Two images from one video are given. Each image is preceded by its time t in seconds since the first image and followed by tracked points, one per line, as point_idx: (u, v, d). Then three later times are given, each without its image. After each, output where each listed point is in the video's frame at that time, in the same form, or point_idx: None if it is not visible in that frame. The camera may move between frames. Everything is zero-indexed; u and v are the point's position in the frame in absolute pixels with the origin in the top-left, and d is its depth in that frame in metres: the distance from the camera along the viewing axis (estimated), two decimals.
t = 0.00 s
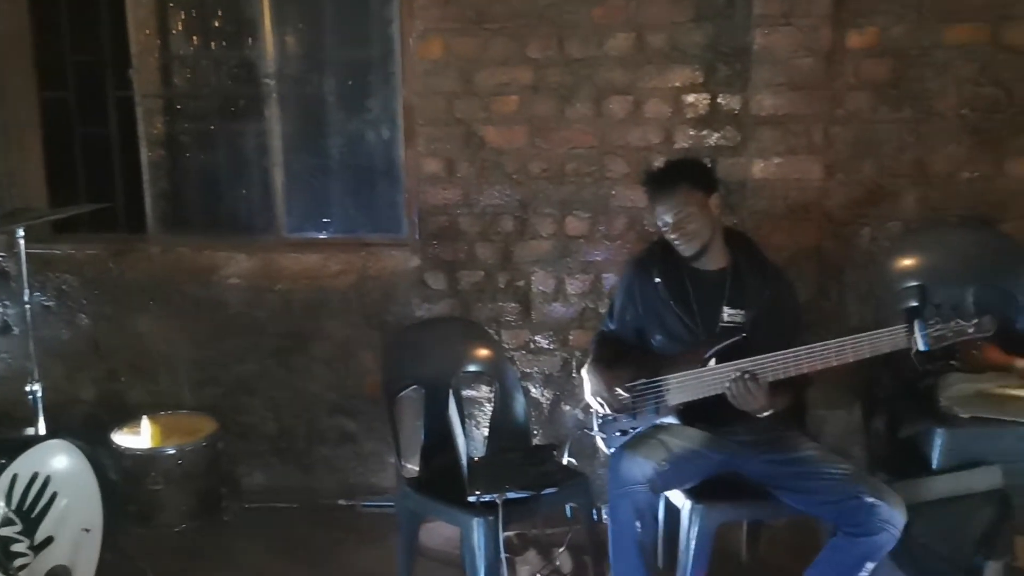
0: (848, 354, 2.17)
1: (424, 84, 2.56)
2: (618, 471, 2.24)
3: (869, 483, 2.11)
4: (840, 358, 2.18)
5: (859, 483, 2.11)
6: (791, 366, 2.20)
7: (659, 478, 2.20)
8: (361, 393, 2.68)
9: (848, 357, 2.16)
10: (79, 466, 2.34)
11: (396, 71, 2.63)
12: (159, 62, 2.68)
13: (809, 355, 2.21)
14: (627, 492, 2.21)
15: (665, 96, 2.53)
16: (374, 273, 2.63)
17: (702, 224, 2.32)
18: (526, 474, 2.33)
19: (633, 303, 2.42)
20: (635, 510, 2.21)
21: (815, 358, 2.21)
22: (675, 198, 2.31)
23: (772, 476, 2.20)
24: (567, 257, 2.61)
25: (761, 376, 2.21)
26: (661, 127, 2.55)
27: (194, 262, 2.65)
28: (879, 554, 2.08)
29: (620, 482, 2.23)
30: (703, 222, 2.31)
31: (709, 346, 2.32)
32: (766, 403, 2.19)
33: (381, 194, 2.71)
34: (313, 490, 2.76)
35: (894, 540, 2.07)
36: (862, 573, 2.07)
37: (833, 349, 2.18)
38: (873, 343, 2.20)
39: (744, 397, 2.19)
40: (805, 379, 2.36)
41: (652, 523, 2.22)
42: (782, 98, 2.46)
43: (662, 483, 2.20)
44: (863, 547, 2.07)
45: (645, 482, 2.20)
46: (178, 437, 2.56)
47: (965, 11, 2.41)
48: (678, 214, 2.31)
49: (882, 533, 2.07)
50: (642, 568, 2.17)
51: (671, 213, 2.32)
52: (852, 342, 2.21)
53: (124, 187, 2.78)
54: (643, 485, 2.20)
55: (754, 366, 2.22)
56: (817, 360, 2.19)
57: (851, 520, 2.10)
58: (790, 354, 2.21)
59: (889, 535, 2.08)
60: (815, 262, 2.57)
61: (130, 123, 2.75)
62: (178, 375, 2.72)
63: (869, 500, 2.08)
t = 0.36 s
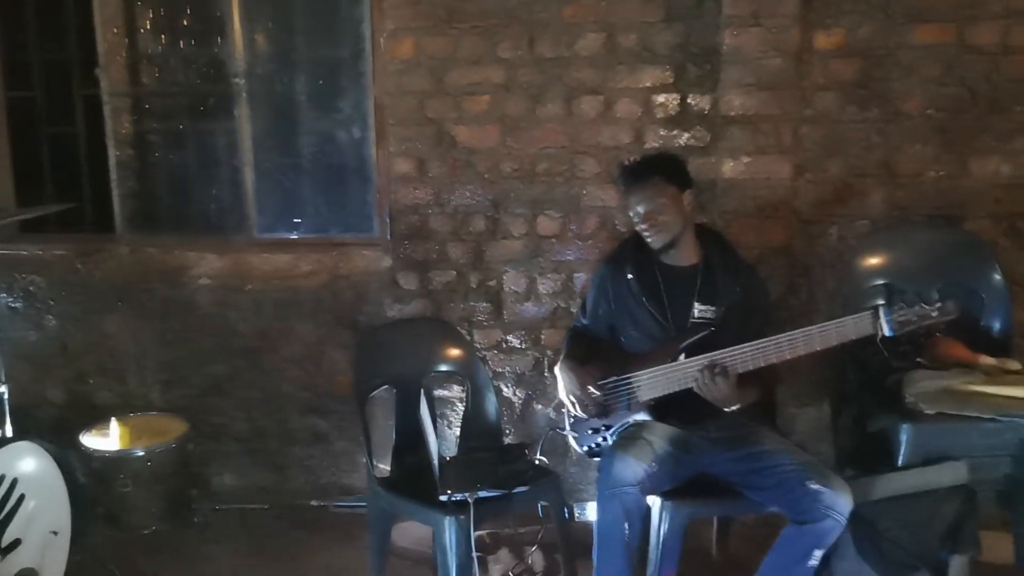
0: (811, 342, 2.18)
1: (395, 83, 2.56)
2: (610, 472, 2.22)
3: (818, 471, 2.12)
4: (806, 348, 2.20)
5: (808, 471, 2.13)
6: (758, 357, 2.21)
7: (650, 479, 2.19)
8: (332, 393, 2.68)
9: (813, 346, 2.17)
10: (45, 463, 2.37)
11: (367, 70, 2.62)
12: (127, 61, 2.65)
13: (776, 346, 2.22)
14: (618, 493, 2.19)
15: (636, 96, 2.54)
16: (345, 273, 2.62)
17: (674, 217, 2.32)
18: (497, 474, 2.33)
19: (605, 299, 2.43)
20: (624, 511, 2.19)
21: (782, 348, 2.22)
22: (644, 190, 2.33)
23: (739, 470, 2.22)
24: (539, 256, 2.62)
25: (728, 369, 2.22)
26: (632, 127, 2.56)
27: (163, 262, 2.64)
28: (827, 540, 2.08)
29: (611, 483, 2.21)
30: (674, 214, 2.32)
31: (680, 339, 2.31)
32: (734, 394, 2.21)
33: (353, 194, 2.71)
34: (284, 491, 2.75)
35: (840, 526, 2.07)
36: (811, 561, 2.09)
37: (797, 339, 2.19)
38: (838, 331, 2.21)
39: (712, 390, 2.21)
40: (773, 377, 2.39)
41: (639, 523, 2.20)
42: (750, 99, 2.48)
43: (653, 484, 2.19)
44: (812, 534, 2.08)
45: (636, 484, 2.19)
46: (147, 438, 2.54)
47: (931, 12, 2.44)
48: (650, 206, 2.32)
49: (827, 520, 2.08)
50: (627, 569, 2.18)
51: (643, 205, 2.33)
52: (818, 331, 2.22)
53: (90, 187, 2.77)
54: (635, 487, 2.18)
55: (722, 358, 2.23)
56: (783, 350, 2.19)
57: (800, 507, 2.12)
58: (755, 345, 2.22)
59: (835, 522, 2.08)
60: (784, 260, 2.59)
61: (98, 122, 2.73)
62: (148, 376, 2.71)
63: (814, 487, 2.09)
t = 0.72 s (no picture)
0: (792, 346, 2.20)
1: (374, 80, 2.55)
2: (567, 464, 2.22)
3: (814, 474, 2.14)
4: (786, 351, 2.21)
5: (801, 471, 2.15)
6: (739, 359, 2.23)
7: (608, 469, 2.19)
8: (312, 391, 2.67)
9: (794, 350, 2.19)
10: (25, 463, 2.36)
11: (346, 66, 2.62)
12: (103, 57, 2.65)
13: (756, 348, 2.24)
14: (577, 484, 2.18)
15: (614, 92, 2.55)
16: (324, 270, 2.62)
17: (657, 218, 2.33)
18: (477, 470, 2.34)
19: (585, 296, 2.44)
20: (584, 502, 2.17)
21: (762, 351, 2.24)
22: (629, 193, 2.32)
23: (725, 470, 2.23)
24: (518, 252, 2.62)
25: (709, 371, 2.24)
26: (610, 124, 2.57)
27: (141, 260, 2.62)
28: (825, 541, 2.09)
29: (569, 475, 2.21)
30: (658, 216, 2.32)
31: (657, 339, 2.32)
32: (721, 396, 2.23)
33: (332, 190, 2.71)
34: (263, 489, 2.74)
35: (839, 528, 2.09)
36: (807, 560, 2.10)
37: (778, 342, 2.21)
38: (817, 335, 2.24)
39: (697, 393, 2.22)
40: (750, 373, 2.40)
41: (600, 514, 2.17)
42: (729, 96, 2.49)
43: (610, 474, 2.19)
44: (810, 535, 2.09)
45: (594, 475, 2.18)
46: (124, 437, 2.54)
47: (906, 9, 2.46)
48: (633, 208, 2.31)
49: (827, 522, 2.09)
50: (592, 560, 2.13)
51: (627, 207, 2.32)
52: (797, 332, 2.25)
53: (66, 184, 2.77)
54: (592, 477, 2.18)
55: (704, 361, 2.25)
56: (764, 353, 2.21)
57: (796, 508, 2.13)
58: (737, 347, 2.23)
59: (834, 524, 2.09)
60: (761, 256, 2.61)
61: (73, 117, 2.73)
62: (125, 373, 2.69)
63: (815, 489, 2.10)
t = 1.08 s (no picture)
0: (773, 337, 2.21)
1: (356, 79, 2.55)
2: (567, 464, 2.19)
3: (777, 465, 2.16)
4: (767, 343, 2.22)
5: (768, 463, 2.16)
6: (719, 351, 2.23)
7: (606, 472, 2.18)
8: (294, 390, 2.67)
9: (774, 341, 2.20)
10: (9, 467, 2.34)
11: (328, 64, 2.61)
12: (84, 55, 2.64)
13: (737, 341, 2.24)
14: (575, 486, 2.16)
15: (596, 91, 2.55)
16: (306, 269, 2.61)
17: (637, 209, 2.33)
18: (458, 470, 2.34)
19: (567, 294, 2.43)
20: (581, 504, 2.16)
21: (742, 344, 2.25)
22: (606, 182, 2.34)
23: (697, 463, 2.24)
24: (500, 251, 2.62)
25: (690, 364, 2.24)
26: (592, 123, 2.57)
27: (122, 259, 2.62)
28: (786, 532, 2.12)
29: (568, 476, 2.19)
30: (637, 205, 2.33)
31: (640, 334, 2.33)
32: (708, 391, 2.25)
33: (314, 189, 2.70)
34: (245, 488, 2.74)
35: (799, 518, 2.11)
36: (770, 552, 2.12)
37: (758, 334, 2.22)
38: (797, 327, 2.24)
39: (687, 390, 2.24)
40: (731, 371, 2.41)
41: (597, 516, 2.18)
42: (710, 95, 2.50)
43: (609, 477, 2.18)
44: (771, 526, 2.11)
45: (592, 477, 2.17)
46: (104, 438, 2.51)
47: (888, 8, 2.47)
48: (612, 197, 2.33)
49: (786, 511, 2.11)
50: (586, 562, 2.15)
51: (605, 196, 2.34)
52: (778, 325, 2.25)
53: (47, 181, 2.74)
54: (592, 480, 2.16)
55: (684, 354, 2.25)
56: (745, 345, 2.22)
57: (759, 500, 2.15)
58: (717, 339, 2.24)
59: (793, 513, 2.11)
60: (743, 255, 2.61)
61: (51, 114, 2.69)
62: (106, 373, 2.69)
63: (774, 479, 2.13)
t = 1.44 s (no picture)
0: (760, 341, 2.23)
1: (342, 75, 2.55)
2: (539, 460, 2.21)
3: (778, 467, 2.14)
4: (753, 345, 2.24)
5: (769, 467, 2.14)
6: (707, 353, 2.25)
7: (581, 467, 2.19)
8: (279, 386, 2.67)
9: (761, 344, 2.22)
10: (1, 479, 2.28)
11: (314, 60, 2.61)
12: (69, 50, 2.64)
13: (724, 342, 2.26)
14: (549, 482, 2.18)
15: (582, 87, 2.55)
16: (292, 265, 2.61)
17: (625, 210, 2.34)
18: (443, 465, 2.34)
19: (553, 292, 2.42)
20: (556, 499, 2.18)
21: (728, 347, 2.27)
22: (595, 182, 2.33)
23: (692, 463, 2.23)
24: (486, 247, 2.62)
25: (676, 364, 2.25)
26: (578, 119, 2.56)
27: (108, 255, 2.62)
28: (789, 536, 2.10)
29: (542, 472, 2.20)
30: (625, 207, 2.33)
31: (626, 334, 2.32)
32: (678, 391, 2.26)
33: (300, 185, 2.70)
34: (231, 484, 2.74)
35: (802, 522, 2.10)
36: (770, 554, 2.10)
37: (746, 335, 2.24)
38: (784, 330, 2.27)
39: (658, 385, 2.23)
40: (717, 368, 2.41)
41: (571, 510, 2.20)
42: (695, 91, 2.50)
43: (583, 472, 2.19)
44: (772, 529, 2.10)
45: (567, 472, 2.18)
46: (89, 434, 2.51)
47: (873, 5, 2.47)
48: (601, 198, 2.33)
49: (790, 516, 2.10)
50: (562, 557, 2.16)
51: (594, 198, 2.34)
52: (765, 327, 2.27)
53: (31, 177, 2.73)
54: (566, 475, 2.18)
55: (671, 353, 2.26)
56: (732, 347, 2.24)
57: (761, 503, 2.13)
58: (705, 339, 2.25)
59: (797, 517, 2.10)
60: (728, 252, 2.62)
61: (36, 111, 2.69)
62: (91, 369, 2.68)
63: (778, 483, 2.11)
